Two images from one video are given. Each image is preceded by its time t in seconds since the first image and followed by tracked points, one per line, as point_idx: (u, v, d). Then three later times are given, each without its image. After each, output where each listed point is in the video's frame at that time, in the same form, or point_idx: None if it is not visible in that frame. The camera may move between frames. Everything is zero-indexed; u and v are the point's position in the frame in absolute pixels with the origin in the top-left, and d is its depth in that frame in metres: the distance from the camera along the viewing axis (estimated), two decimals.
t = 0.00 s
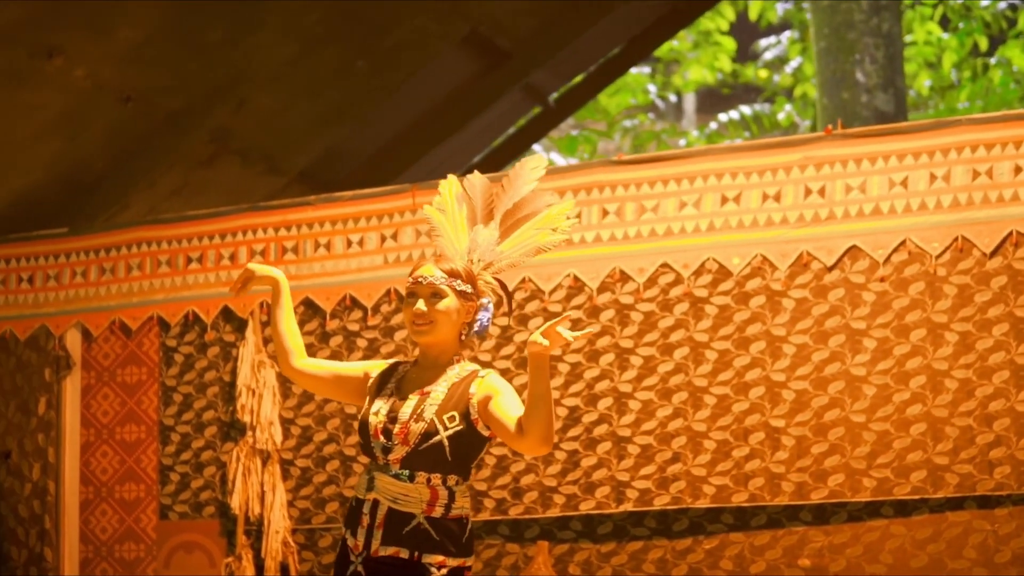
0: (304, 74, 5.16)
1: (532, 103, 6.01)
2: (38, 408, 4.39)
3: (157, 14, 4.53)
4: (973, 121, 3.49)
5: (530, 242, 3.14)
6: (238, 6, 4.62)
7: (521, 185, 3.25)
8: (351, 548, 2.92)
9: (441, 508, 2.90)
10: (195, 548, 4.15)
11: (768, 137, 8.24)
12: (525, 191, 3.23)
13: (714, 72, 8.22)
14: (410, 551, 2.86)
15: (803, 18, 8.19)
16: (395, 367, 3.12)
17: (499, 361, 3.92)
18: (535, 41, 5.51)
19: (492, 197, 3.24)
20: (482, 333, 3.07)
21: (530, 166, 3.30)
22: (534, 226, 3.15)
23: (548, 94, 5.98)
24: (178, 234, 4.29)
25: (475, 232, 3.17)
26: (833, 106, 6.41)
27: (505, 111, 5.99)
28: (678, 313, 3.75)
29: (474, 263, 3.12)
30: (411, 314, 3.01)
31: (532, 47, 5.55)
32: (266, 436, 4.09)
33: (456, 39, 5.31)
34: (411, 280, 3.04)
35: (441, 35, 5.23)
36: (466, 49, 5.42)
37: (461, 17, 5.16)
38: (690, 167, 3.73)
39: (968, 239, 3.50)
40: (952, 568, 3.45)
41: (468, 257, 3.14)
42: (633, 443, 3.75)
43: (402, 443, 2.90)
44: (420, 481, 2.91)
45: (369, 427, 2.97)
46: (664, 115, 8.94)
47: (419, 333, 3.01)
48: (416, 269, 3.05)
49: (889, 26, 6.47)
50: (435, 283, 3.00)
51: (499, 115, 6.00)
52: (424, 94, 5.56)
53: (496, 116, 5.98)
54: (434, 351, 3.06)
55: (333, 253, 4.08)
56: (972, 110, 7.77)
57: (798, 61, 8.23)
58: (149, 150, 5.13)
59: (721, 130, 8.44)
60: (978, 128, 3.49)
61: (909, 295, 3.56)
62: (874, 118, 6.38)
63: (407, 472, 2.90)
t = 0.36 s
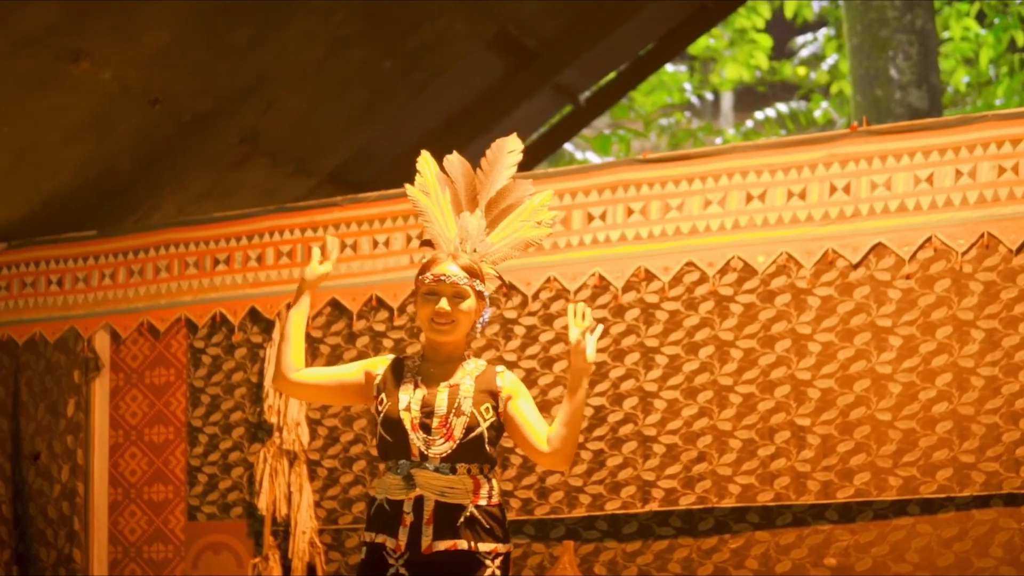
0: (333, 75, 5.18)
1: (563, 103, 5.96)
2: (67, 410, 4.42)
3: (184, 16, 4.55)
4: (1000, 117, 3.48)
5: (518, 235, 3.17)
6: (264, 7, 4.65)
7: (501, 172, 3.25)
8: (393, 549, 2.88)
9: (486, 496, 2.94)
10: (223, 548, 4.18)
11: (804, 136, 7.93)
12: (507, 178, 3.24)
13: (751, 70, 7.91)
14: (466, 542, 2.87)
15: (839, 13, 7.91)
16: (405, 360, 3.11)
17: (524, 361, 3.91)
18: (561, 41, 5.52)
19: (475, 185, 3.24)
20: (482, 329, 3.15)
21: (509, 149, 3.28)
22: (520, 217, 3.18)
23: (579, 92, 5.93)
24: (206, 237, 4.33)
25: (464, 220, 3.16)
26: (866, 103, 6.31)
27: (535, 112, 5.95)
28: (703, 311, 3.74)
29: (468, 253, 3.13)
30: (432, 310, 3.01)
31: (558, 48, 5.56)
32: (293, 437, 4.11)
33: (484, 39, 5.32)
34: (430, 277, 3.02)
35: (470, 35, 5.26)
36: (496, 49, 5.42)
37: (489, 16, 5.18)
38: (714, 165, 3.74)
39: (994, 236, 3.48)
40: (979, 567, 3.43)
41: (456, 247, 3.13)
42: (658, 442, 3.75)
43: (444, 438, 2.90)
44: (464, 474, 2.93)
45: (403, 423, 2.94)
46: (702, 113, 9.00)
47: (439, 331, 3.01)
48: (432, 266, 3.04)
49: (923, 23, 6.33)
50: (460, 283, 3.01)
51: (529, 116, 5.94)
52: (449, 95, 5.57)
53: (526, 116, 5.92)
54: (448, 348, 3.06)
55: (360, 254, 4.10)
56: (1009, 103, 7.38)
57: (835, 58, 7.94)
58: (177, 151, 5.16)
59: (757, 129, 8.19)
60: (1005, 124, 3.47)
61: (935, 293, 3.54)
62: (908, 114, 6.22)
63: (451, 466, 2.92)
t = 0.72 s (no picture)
0: (362, 74, 5.21)
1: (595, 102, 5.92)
2: (97, 412, 4.45)
3: (213, 13, 4.58)
4: None
5: (499, 235, 3.24)
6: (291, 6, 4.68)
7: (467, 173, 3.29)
8: (440, 553, 2.90)
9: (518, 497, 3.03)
10: (251, 548, 4.22)
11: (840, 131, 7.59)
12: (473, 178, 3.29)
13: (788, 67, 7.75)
14: (512, 543, 2.96)
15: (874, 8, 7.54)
16: (422, 363, 3.12)
17: (550, 360, 3.91)
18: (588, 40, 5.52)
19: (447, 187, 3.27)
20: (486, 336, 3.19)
21: (465, 151, 3.33)
22: (495, 216, 3.25)
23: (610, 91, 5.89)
24: (233, 238, 4.38)
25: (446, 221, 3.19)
26: (901, 99, 5.82)
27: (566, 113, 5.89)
28: (728, 309, 3.74)
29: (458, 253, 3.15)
30: (456, 316, 3.04)
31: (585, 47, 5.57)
32: (320, 437, 4.12)
33: (513, 38, 5.33)
34: (451, 283, 3.05)
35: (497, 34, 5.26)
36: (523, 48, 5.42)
37: (518, 15, 5.18)
38: (739, 162, 3.74)
39: (1020, 230, 3.47)
40: (1006, 565, 3.41)
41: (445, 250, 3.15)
42: (684, 441, 3.75)
43: (486, 442, 2.96)
44: (502, 477, 3.01)
45: (443, 429, 2.95)
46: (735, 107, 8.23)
47: (463, 335, 3.04)
48: (449, 272, 3.07)
49: (959, 17, 5.79)
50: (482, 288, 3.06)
51: (559, 116, 5.89)
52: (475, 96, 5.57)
53: (556, 116, 5.88)
54: (468, 351, 3.09)
55: (386, 254, 4.13)
56: None
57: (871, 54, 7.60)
58: (207, 151, 5.18)
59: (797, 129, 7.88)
60: None
61: (961, 288, 3.52)
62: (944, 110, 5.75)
63: (491, 469, 2.99)
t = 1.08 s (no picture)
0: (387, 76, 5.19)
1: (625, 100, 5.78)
2: (125, 412, 4.50)
3: (240, 16, 4.64)
4: None
5: (512, 212, 3.27)
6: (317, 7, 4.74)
7: (472, 155, 3.30)
8: (480, 534, 2.93)
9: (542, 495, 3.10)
10: (279, 548, 4.25)
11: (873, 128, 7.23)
12: (479, 159, 3.30)
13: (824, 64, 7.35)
14: (538, 534, 3.02)
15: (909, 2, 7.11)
16: (455, 350, 3.13)
17: (575, 359, 3.92)
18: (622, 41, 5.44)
19: (454, 170, 3.28)
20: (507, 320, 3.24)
21: (469, 128, 3.33)
22: (507, 194, 3.28)
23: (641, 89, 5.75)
24: (260, 239, 4.42)
25: (457, 208, 3.22)
26: (934, 96, 5.77)
27: (596, 112, 5.77)
28: (753, 306, 3.74)
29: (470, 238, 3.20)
30: (479, 306, 3.09)
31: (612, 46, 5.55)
32: (347, 437, 4.17)
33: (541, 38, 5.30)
34: (468, 275, 3.10)
35: (526, 34, 5.25)
36: (552, 48, 5.37)
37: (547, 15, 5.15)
38: (763, 159, 3.75)
39: None
40: None
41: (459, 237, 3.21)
42: (709, 440, 3.75)
43: (533, 426, 3.02)
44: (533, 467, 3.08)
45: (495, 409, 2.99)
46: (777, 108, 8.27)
47: (490, 323, 3.10)
48: (467, 264, 3.11)
49: (994, 12, 5.74)
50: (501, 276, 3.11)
51: (589, 116, 5.76)
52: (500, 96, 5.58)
53: (585, 114, 5.75)
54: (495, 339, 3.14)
55: (411, 253, 4.16)
56: None
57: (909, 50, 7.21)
58: (236, 152, 5.16)
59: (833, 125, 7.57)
60: None
61: (986, 285, 3.51)
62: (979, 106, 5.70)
63: (532, 454, 3.04)
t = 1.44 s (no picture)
0: (411, 77, 5.21)
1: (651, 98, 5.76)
2: (148, 412, 4.53)
3: (260, 16, 4.68)
4: None
5: (535, 220, 3.28)
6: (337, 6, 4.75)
7: (495, 160, 3.32)
8: (503, 534, 2.94)
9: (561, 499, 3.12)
10: (301, 547, 4.28)
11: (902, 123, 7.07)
12: (502, 164, 3.31)
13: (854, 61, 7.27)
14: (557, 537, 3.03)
15: None
16: (476, 355, 3.15)
17: (595, 357, 3.92)
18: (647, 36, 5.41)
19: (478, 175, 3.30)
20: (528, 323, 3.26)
21: (494, 137, 3.35)
22: (530, 202, 3.30)
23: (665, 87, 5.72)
24: (281, 240, 4.46)
25: (480, 214, 3.23)
26: (963, 92, 5.76)
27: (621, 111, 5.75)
28: (773, 303, 3.73)
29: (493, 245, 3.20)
30: (498, 309, 3.11)
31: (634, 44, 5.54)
32: (368, 436, 4.21)
33: (564, 36, 5.29)
34: (488, 278, 3.12)
35: (547, 31, 5.25)
36: (576, 45, 5.36)
37: (568, 12, 5.16)
38: (783, 156, 3.75)
39: None
40: None
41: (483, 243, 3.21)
42: (729, 437, 3.75)
43: (558, 431, 3.05)
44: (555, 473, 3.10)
45: (519, 415, 3.01)
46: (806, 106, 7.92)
47: (508, 329, 3.11)
48: (485, 268, 3.14)
49: None
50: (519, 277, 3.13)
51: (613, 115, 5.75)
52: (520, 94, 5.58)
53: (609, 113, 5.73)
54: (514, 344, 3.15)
55: (432, 252, 4.18)
56: None
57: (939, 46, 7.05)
58: (260, 152, 5.17)
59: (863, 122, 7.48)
60: None
61: (1006, 280, 3.50)
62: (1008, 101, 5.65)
63: (553, 459, 3.07)
